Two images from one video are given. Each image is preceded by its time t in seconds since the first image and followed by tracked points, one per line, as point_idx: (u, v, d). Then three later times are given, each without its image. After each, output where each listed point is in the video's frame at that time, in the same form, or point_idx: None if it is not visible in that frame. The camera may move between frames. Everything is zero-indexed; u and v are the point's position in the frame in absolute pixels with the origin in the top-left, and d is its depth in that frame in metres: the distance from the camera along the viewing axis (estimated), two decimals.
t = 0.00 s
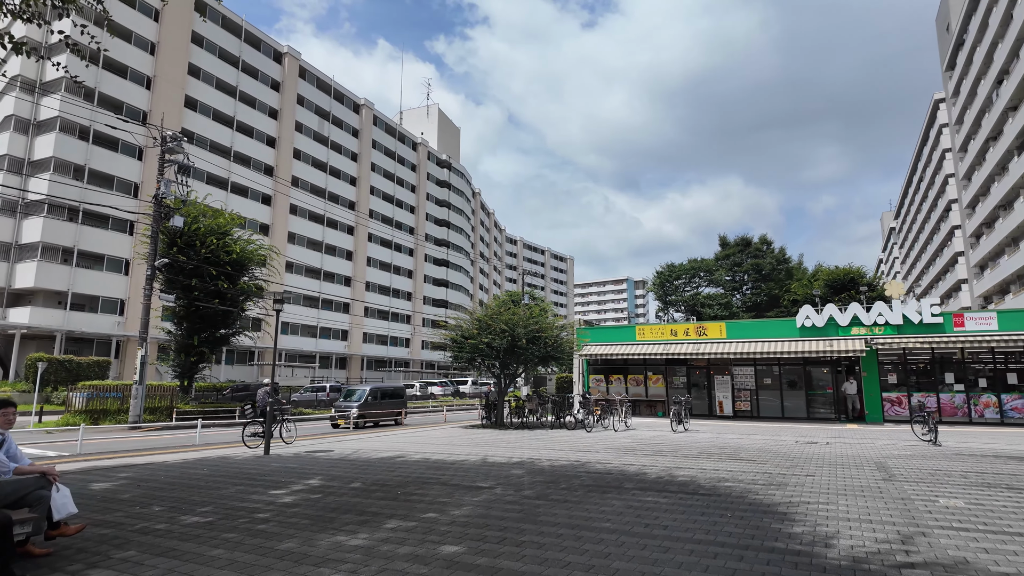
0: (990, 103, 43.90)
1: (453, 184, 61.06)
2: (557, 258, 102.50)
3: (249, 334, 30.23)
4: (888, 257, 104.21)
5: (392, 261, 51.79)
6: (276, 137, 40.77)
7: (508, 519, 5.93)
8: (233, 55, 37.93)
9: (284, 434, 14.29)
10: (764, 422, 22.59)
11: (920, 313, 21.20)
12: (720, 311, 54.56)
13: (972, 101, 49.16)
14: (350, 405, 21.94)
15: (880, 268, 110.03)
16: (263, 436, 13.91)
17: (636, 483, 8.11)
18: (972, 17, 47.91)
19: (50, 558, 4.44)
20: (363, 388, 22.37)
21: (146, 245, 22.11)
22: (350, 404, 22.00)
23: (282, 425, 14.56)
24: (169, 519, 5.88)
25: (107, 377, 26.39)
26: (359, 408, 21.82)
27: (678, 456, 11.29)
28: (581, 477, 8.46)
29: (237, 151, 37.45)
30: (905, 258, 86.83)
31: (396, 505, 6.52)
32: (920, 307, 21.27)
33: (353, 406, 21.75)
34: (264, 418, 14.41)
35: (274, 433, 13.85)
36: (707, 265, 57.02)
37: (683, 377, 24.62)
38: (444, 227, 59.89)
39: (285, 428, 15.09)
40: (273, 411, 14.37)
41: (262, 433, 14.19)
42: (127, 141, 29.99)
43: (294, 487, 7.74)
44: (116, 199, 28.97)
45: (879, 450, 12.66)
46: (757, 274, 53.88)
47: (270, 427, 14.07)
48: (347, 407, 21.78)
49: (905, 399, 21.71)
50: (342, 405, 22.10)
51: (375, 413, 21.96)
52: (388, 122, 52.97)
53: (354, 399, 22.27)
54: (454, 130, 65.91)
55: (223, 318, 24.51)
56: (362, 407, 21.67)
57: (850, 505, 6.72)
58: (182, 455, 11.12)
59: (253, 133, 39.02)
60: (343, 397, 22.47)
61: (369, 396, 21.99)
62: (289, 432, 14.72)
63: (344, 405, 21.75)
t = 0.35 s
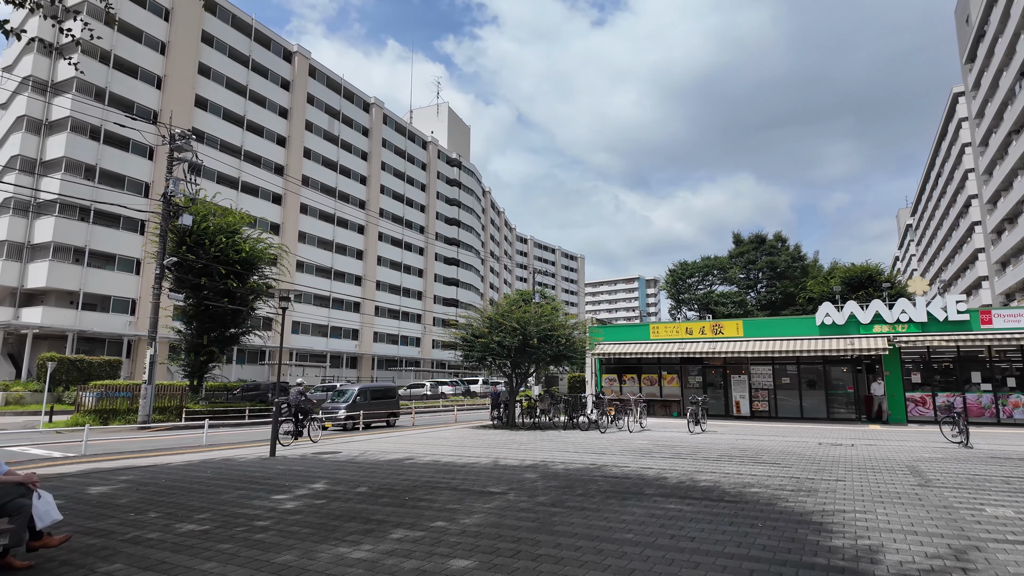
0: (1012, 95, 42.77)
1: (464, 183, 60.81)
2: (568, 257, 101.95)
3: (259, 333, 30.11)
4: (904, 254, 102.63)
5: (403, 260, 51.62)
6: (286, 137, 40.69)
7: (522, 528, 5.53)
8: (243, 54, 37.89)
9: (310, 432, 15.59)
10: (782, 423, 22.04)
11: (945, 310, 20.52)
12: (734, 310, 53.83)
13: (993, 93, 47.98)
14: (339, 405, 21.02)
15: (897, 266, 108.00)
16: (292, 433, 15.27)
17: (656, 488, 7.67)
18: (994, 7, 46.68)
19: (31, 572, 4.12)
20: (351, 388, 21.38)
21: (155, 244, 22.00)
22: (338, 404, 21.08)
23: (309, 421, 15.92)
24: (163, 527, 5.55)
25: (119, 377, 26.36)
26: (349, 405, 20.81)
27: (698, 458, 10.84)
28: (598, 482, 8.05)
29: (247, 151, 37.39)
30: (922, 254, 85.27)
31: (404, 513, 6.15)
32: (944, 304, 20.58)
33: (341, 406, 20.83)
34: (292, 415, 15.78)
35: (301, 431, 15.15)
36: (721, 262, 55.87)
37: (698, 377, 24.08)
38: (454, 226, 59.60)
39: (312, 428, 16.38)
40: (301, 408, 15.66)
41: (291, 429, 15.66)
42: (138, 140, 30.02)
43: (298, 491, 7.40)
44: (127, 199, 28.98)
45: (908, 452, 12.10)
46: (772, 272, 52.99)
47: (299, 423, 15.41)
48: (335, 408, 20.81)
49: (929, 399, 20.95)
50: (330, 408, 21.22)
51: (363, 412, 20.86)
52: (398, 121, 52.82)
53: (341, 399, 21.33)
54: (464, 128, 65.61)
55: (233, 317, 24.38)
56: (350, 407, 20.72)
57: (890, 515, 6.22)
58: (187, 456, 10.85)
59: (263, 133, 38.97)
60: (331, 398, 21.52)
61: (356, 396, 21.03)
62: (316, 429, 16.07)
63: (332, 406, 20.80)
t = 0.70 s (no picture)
0: None
1: (472, 182, 60.50)
2: (576, 256, 101.31)
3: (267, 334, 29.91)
4: (918, 252, 101.11)
5: (411, 260, 51.36)
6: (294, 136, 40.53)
7: (533, 544, 5.11)
8: (251, 54, 37.81)
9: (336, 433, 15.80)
10: (799, 424, 21.45)
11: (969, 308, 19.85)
12: (746, 309, 53.10)
13: (1012, 87, 46.87)
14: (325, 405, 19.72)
15: (911, 264, 106.28)
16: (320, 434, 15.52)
17: (676, 497, 7.22)
18: None
19: None
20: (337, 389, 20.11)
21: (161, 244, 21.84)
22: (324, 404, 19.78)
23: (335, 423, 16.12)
24: (151, 540, 5.19)
25: (127, 377, 26.24)
26: (336, 406, 19.40)
27: (717, 464, 10.35)
28: (615, 490, 7.61)
29: (255, 151, 37.29)
30: (937, 252, 83.83)
31: (408, 525, 5.75)
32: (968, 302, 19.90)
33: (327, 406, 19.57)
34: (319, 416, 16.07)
35: (326, 433, 15.33)
36: (732, 261, 55.38)
37: (712, 377, 23.53)
38: (463, 226, 59.29)
39: (338, 429, 16.64)
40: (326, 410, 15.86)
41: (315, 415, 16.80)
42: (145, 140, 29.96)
43: (298, 499, 7.04)
44: (135, 200, 28.95)
45: (937, 456, 11.54)
46: (784, 270, 52.16)
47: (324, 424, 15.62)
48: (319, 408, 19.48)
49: (951, 399, 20.40)
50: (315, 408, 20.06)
51: (350, 413, 19.46)
52: (406, 121, 52.60)
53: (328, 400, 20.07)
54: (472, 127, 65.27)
55: (239, 317, 24.20)
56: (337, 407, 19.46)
57: (934, 529, 5.73)
58: (188, 460, 10.53)
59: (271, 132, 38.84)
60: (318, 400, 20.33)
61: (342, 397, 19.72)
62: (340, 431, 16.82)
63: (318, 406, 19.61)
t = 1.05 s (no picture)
0: None
1: (485, 182, 60.21)
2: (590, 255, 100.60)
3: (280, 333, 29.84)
4: (939, 250, 99.06)
5: (424, 260, 51.19)
6: (308, 137, 40.53)
7: (554, 557, 4.68)
8: (264, 55, 37.80)
9: (372, 433, 15.72)
10: (823, 426, 20.79)
11: (1001, 305, 19.05)
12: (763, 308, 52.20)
13: None
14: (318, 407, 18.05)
15: (932, 262, 104.14)
16: (356, 434, 15.41)
17: (704, 504, 6.78)
18: None
19: None
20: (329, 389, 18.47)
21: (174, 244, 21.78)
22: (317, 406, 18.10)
23: (370, 423, 16.00)
24: (147, 549, 4.86)
25: (141, 378, 26.29)
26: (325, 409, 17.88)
27: (743, 468, 9.86)
28: (639, 496, 7.17)
29: (268, 151, 37.32)
30: (959, 249, 81.86)
31: (419, 533, 5.38)
32: (1000, 299, 19.11)
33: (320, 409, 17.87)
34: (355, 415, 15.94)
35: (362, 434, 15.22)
36: (750, 259, 54.69)
37: (731, 378, 22.93)
38: (475, 225, 59.03)
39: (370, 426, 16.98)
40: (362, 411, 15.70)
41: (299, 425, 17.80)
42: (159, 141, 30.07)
43: (304, 504, 6.70)
44: (149, 200, 29.06)
45: (975, 460, 10.94)
46: (803, 268, 51.22)
47: (360, 425, 15.49)
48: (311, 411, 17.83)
49: (982, 400, 19.67)
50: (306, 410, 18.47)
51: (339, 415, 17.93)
52: (419, 121, 52.47)
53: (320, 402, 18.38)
54: (484, 126, 64.97)
55: (252, 317, 24.11)
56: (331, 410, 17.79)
57: (992, 542, 5.23)
58: (196, 461, 10.28)
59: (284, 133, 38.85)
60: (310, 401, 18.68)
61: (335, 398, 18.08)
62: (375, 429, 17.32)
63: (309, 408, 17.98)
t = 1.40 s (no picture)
0: None
1: (493, 181, 59.89)
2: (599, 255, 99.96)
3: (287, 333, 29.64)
4: (954, 248, 97.48)
5: (432, 260, 50.96)
6: (315, 136, 40.36)
7: (571, 574, 4.30)
8: (272, 54, 37.69)
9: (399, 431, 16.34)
10: (842, 427, 20.24)
11: None
12: (776, 308, 51.45)
13: None
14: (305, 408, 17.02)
15: (947, 260, 102.50)
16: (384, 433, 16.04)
17: (727, 514, 6.37)
18: None
19: None
20: (316, 389, 17.42)
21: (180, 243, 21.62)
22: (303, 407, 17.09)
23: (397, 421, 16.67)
24: (134, 563, 4.53)
25: (149, 378, 26.18)
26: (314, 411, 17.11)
27: (765, 473, 9.41)
28: (658, 504, 6.77)
29: (276, 151, 37.21)
30: (975, 247, 80.42)
31: (425, 546, 5.02)
32: None
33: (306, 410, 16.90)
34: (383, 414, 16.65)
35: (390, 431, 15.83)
36: (762, 257, 53.88)
37: (746, 379, 22.39)
38: (484, 225, 58.69)
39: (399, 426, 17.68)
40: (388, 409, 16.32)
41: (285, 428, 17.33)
42: (167, 141, 30.02)
43: (305, 512, 6.36)
44: (157, 200, 28.96)
45: (1009, 465, 10.41)
46: (816, 267, 50.43)
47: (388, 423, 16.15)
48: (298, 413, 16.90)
49: (1008, 401, 19.02)
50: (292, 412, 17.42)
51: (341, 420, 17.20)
52: (427, 120, 52.25)
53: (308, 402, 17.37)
54: (492, 125, 64.64)
55: (259, 317, 23.91)
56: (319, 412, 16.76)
57: None
58: (198, 464, 9.97)
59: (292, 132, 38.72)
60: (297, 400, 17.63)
61: (321, 398, 17.06)
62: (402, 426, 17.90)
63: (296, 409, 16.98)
